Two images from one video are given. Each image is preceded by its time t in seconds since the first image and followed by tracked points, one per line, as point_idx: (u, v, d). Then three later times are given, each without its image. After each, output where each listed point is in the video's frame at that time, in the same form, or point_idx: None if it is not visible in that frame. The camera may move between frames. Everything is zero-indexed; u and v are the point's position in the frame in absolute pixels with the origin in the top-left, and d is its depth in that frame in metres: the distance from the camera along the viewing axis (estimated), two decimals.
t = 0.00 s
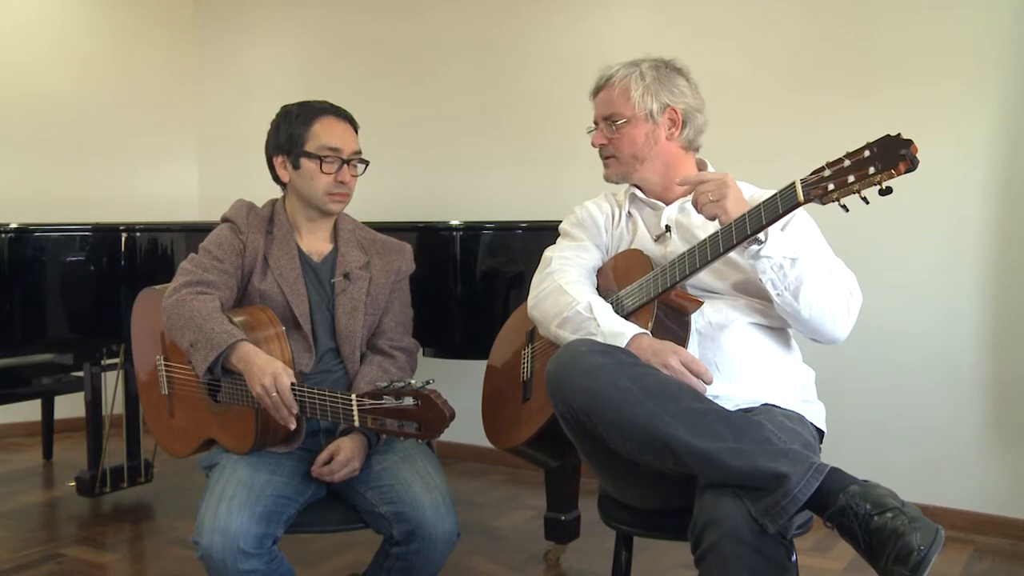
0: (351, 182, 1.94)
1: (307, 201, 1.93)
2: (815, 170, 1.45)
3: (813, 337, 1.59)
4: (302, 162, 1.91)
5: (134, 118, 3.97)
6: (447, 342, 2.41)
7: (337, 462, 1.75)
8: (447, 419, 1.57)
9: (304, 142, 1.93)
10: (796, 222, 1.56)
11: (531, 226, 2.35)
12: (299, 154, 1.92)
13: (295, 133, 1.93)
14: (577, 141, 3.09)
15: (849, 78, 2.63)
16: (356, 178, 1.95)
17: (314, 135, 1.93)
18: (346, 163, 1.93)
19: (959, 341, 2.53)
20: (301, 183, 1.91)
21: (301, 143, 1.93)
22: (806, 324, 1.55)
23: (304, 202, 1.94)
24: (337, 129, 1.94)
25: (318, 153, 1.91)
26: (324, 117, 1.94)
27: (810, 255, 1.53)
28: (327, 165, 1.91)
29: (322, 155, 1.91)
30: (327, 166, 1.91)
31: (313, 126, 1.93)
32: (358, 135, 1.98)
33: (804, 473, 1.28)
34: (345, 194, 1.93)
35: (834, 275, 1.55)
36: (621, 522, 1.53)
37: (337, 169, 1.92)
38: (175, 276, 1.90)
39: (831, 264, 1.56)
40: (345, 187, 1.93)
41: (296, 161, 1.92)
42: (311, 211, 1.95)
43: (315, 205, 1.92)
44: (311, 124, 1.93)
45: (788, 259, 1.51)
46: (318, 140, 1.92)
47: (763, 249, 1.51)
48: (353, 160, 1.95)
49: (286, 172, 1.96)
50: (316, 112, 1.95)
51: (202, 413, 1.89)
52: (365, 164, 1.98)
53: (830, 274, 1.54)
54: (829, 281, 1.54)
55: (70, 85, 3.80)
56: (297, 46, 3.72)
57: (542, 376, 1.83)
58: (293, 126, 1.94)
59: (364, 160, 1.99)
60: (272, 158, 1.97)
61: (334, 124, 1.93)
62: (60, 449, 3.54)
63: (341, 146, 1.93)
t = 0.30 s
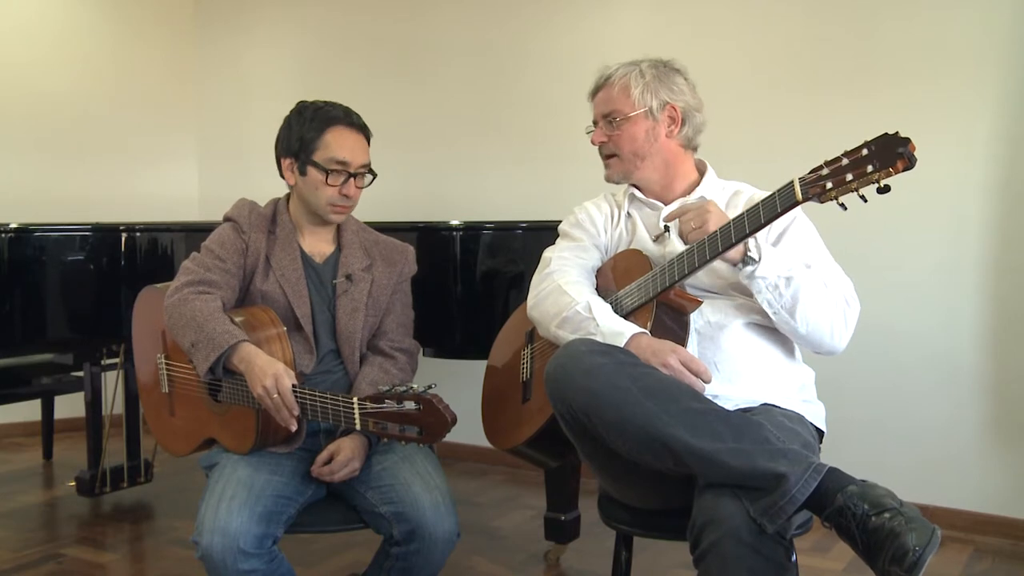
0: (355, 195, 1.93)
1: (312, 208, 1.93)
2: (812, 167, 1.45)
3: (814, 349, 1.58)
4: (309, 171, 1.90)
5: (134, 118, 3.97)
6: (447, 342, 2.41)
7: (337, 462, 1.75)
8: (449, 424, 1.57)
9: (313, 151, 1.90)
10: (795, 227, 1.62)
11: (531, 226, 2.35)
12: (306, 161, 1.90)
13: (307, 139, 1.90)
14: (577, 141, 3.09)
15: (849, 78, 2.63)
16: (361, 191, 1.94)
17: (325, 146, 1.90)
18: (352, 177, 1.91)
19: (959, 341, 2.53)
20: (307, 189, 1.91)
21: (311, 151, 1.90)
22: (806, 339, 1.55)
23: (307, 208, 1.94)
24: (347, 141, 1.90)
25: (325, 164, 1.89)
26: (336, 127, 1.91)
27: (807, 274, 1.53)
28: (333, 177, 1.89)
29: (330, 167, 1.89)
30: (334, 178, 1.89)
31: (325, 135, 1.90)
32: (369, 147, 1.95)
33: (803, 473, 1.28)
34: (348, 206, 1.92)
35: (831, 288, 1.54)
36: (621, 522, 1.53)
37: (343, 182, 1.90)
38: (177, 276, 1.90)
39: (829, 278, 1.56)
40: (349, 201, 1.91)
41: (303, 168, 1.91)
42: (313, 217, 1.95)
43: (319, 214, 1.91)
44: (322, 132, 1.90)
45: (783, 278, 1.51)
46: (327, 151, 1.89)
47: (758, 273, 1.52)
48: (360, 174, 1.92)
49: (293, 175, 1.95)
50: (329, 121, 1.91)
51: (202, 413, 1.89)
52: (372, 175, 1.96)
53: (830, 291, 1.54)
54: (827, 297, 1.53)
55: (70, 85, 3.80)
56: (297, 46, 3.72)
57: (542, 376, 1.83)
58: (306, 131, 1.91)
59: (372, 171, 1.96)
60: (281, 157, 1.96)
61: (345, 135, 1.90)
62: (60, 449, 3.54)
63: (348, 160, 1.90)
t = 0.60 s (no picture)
0: (354, 187, 1.93)
1: (310, 204, 1.93)
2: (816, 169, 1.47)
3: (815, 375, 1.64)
4: (306, 164, 1.90)
5: (134, 118, 3.97)
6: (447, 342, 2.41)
7: (337, 462, 1.75)
8: (450, 425, 1.57)
9: (310, 144, 1.91)
10: (800, 240, 1.72)
11: (531, 226, 2.35)
12: (304, 155, 1.91)
13: (302, 134, 1.91)
14: (577, 141, 3.09)
15: (849, 78, 2.63)
16: (360, 183, 1.94)
17: (320, 137, 1.91)
18: (350, 168, 1.91)
19: (959, 341, 2.53)
20: (305, 185, 1.91)
21: (306, 145, 1.91)
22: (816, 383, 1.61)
23: (307, 203, 1.93)
24: (343, 132, 1.91)
25: (322, 155, 1.90)
26: (331, 120, 1.92)
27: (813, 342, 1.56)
28: (330, 168, 1.90)
29: (326, 157, 1.90)
30: (330, 169, 1.90)
31: (320, 128, 1.91)
32: (366, 139, 1.96)
33: (804, 473, 1.28)
34: (348, 198, 1.92)
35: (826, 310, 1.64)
36: (621, 522, 1.53)
37: (340, 173, 1.90)
38: (177, 275, 1.90)
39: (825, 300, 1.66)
40: (348, 193, 1.91)
41: (300, 162, 1.91)
42: (314, 212, 1.94)
43: (318, 208, 1.91)
44: (318, 125, 1.91)
45: (800, 365, 1.55)
46: (323, 143, 1.90)
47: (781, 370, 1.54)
48: (358, 165, 1.92)
49: (292, 172, 1.95)
50: (324, 114, 1.93)
51: (203, 413, 1.89)
52: (371, 168, 1.96)
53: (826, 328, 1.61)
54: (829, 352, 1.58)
55: (70, 85, 3.80)
56: (297, 46, 3.72)
57: (542, 376, 1.83)
58: (302, 127, 1.92)
59: (370, 164, 1.96)
60: (280, 157, 1.97)
61: (341, 127, 1.91)
62: (60, 449, 3.54)
63: (345, 150, 1.91)
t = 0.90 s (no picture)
0: (345, 172, 1.93)
1: (304, 195, 1.93)
2: (817, 170, 1.47)
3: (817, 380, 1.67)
4: (295, 155, 1.92)
5: (134, 118, 3.97)
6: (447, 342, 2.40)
7: (337, 461, 1.75)
8: (447, 420, 1.57)
9: (296, 136, 1.93)
10: (800, 240, 1.72)
11: (531, 226, 2.35)
12: (292, 148, 1.92)
13: (288, 129, 1.93)
14: (577, 141, 3.09)
15: (849, 79, 2.63)
16: (350, 168, 1.94)
17: (305, 129, 1.93)
18: (338, 153, 1.92)
19: (959, 341, 2.53)
20: (295, 175, 1.91)
21: (293, 138, 1.93)
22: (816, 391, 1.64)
23: (302, 197, 1.93)
24: (330, 121, 1.94)
25: (309, 143, 1.92)
26: (316, 112, 1.95)
27: (805, 372, 1.57)
28: (319, 154, 1.91)
29: (314, 144, 1.91)
30: (319, 155, 1.91)
31: (304, 121, 1.94)
32: (352, 129, 1.98)
33: (803, 473, 1.28)
34: (340, 182, 1.92)
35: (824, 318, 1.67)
36: (621, 522, 1.53)
37: (329, 158, 1.91)
38: (176, 275, 1.89)
39: (823, 299, 1.69)
40: (339, 177, 1.92)
41: (289, 155, 1.93)
42: (310, 205, 1.94)
43: (310, 194, 1.91)
44: (302, 119, 1.94)
45: (797, 397, 1.56)
46: (309, 133, 1.92)
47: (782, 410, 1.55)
48: (347, 150, 1.94)
49: (283, 168, 1.96)
50: (309, 109, 1.95)
51: (202, 413, 1.89)
52: (361, 155, 1.97)
53: (824, 336, 1.64)
54: (823, 369, 1.59)
55: (71, 85, 3.80)
56: (297, 46, 3.72)
57: (542, 376, 1.83)
58: (288, 124, 1.94)
59: (360, 152, 1.98)
60: (270, 158, 1.99)
61: (326, 117, 1.94)
62: (60, 449, 3.54)
63: (332, 137, 1.93)
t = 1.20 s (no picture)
0: (343, 172, 1.93)
1: (301, 196, 1.93)
2: (815, 169, 1.47)
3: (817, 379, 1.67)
4: (292, 155, 1.91)
5: (134, 118, 3.97)
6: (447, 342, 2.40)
7: (337, 462, 1.75)
8: (446, 420, 1.57)
9: (292, 137, 1.93)
10: (800, 240, 1.72)
11: (531, 226, 2.35)
12: (289, 148, 1.92)
13: (284, 130, 1.93)
14: (577, 141, 3.09)
15: (849, 78, 2.63)
16: (348, 168, 1.94)
17: (302, 129, 1.93)
18: (335, 153, 1.92)
19: (960, 340, 2.53)
20: (292, 176, 1.91)
21: (290, 139, 1.93)
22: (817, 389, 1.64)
23: (299, 197, 1.93)
24: (326, 121, 1.94)
25: (306, 144, 1.91)
26: (312, 112, 1.94)
27: (805, 371, 1.57)
28: (315, 155, 1.91)
29: (310, 145, 1.91)
30: (315, 155, 1.91)
31: (300, 121, 1.93)
32: (349, 128, 1.98)
33: (804, 473, 1.28)
34: (338, 182, 1.92)
35: (825, 318, 1.67)
36: (621, 522, 1.53)
37: (326, 159, 1.91)
38: (175, 276, 1.89)
39: (824, 297, 1.69)
40: (336, 178, 1.92)
41: (287, 156, 1.92)
42: (308, 205, 1.94)
43: (307, 195, 1.91)
44: (299, 118, 1.93)
45: (796, 395, 1.56)
46: (305, 133, 1.92)
47: (781, 410, 1.55)
48: (344, 150, 1.94)
49: (281, 169, 1.96)
50: (305, 109, 1.95)
51: (202, 413, 1.89)
52: (358, 155, 1.97)
53: (824, 334, 1.64)
54: (823, 368, 1.59)
55: (71, 85, 3.80)
56: (297, 46, 3.72)
57: (542, 376, 1.83)
58: (285, 123, 1.94)
59: (357, 152, 1.97)
60: (267, 158, 1.99)
61: (323, 117, 1.94)
62: (60, 449, 3.54)
63: (328, 137, 1.93)
